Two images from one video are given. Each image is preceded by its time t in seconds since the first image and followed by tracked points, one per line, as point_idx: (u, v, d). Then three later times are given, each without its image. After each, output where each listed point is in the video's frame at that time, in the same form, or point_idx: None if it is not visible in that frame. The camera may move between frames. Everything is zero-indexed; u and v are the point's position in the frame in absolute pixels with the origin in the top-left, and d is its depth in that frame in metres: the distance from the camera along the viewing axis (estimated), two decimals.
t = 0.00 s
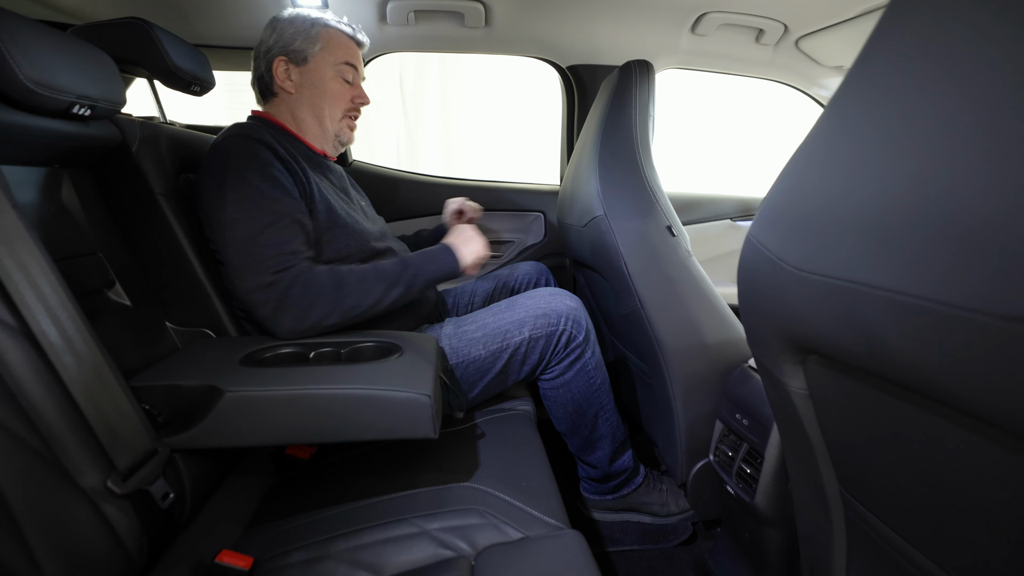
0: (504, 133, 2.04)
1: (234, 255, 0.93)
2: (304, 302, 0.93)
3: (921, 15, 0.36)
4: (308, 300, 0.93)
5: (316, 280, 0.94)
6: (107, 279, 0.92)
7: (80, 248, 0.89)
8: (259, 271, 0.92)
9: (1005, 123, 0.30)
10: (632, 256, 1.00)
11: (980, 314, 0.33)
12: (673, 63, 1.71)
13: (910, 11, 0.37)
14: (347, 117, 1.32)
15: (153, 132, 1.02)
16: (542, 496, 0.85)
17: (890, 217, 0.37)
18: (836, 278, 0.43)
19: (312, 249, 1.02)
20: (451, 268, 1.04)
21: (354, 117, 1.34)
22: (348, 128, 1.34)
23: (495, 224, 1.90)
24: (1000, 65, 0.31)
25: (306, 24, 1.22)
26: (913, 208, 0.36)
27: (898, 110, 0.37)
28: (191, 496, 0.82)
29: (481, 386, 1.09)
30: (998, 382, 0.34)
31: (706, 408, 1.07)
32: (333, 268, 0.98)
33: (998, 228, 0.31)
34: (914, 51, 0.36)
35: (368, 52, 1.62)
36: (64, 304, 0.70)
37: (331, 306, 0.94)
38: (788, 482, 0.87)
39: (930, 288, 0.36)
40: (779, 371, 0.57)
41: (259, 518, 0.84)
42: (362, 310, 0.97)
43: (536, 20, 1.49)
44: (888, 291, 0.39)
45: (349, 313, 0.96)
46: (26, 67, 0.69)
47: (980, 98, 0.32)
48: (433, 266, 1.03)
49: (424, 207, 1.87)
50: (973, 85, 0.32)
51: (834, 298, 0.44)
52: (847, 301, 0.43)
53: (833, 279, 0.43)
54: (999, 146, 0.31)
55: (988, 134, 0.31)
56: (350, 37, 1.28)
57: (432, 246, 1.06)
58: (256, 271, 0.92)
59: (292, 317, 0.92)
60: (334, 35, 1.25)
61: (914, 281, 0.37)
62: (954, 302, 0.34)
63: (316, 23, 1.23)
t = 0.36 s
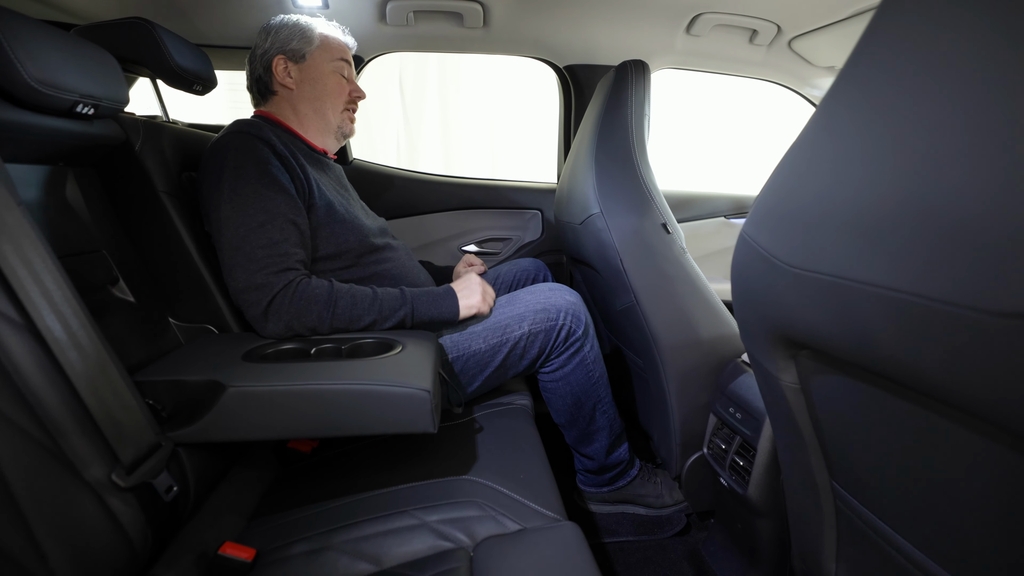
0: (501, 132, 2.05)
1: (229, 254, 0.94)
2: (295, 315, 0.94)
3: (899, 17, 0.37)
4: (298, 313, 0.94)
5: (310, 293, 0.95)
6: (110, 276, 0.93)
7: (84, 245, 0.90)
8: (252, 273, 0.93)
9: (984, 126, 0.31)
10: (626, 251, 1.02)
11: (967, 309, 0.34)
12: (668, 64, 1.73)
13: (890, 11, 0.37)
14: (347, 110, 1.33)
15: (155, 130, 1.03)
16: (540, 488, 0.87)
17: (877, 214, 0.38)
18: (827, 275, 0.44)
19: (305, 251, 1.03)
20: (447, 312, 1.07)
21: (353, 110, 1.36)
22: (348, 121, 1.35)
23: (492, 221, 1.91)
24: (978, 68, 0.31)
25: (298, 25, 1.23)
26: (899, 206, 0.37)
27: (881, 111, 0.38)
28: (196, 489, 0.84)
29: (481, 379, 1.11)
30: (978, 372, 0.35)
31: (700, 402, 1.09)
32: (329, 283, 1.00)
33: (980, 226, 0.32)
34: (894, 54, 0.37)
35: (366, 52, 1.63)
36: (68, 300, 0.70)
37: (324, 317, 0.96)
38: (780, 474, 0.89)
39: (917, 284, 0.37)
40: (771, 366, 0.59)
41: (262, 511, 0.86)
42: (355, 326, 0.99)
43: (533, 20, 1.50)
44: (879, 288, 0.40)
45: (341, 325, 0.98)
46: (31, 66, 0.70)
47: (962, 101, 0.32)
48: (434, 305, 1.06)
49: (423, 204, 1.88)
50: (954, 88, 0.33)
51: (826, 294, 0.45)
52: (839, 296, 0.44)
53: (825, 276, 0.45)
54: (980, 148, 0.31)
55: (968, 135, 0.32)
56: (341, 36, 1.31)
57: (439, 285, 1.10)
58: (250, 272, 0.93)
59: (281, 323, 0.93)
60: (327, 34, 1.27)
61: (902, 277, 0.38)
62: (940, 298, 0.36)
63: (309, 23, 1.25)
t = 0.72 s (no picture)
0: (498, 132, 2.05)
1: (222, 260, 0.94)
2: (292, 317, 0.93)
3: (892, 19, 0.37)
4: (295, 314, 0.93)
5: (307, 295, 0.95)
6: (105, 276, 0.92)
7: (79, 245, 0.90)
8: (246, 277, 0.93)
9: (977, 130, 0.31)
10: (622, 252, 1.02)
11: (960, 310, 0.34)
12: (664, 65, 1.73)
13: (884, 13, 0.38)
14: (332, 96, 1.31)
15: (151, 131, 1.03)
16: (537, 490, 0.87)
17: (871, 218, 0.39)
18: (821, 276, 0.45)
19: (298, 253, 1.03)
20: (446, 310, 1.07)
21: (339, 95, 1.33)
22: (337, 107, 1.34)
23: (489, 222, 1.91)
24: (973, 71, 0.32)
25: (257, 24, 1.22)
26: (892, 210, 0.37)
27: (874, 114, 0.38)
28: (191, 490, 0.83)
29: (476, 378, 1.10)
30: (970, 370, 0.36)
31: (696, 403, 1.09)
32: (327, 285, 0.99)
33: (972, 229, 0.32)
34: (889, 56, 0.37)
35: (362, 52, 1.63)
36: (62, 301, 0.70)
37: (321, 319, 0.95)
38: (776, 474, 0.89)
39: (910, 284, 0.37)
40: (767, 366, 0.59)
41: (258, 512, 0.86)
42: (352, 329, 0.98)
43: (529, 20, 1.50)
44: (872, 289, 0.40)
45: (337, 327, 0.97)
46: (25, 66, 0.70)
47: (955, 105, 0.33)
48: (431, 306, 1.06)
49: (419, 204, 1.87)
50: (948, 91, 0.33)
51: (820, 294, 0.46)
52: (833, 297, 0.45)
53: (819, 277, 0.45)
54: (973, 151, 0.32)
55: (961, 139, 0.32)
56: (303, 20, 1.27)
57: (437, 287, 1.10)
58: (243, 277, 0.93)
59: (275, 326, 0.92)
60: (288, 24, 1.24)
61: (896, 279, 0.38)
62: (931, 297, 0.36)
63: (267, 19, 1.22)
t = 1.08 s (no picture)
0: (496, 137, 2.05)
1: (220, 268, 0.94)
2: (293, 321, 0.93)
3: (889, 25, 0.37)
4: (295, 320, 0.94)
5: (309, 300, 0.95)
6: (102, 282, 0.93)
7: (75, 251, 0.90)
8: (248, 282, 0.93)
9: (976, 135, 0.31)
10: (620, 258, 1.02)
11: (958, 316, 0.34)
12: (661, 70, 1.73)
13: (880, 19, 0.38)
14: (308, 94, 1.30)
15: (149, 136, 1.03)
16: (534, 497, 0.87)
17: (869, 224, 0.39)
18: (818, 282, 0.44)
19: (296, 257, 1.03)
20: (447, 320, 1.08)
21: (314, 91, 1.32)
22: (315, 105, 1.32)
23: (487, 227, 1.91)
24: (971, 76, 0.32)
25: (217, 29, 1.19)
26: (890, 216, 0.37)
27: (872, 119, 0.38)
28: (186, 498, 0.83)
29: (476, 388, 1.10)
30: (967, 377, 0.36)
31: (695, 408, 1.09)
32: (330, 291, 0.99)
33: (971, 235, 0.32)
34: (886, 62, 0.37)
35: (361, 57, 1.64)
36: (58, 307, 0.70)
37: (323, 324, 0.96)
38: (774, 480, 0.89)
39: (907, 291, 0.37)
40: (764, 372, 0.59)
41: (254, 520, 0.85)
42: (354, 336, 0.99)
43: (526, 26, 1.50)
44: (870, 295, 0.40)
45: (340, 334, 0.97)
46: (23, 72, 0.70)
47: (953, 111, 0.32)
48: (432, 314, 1.06)
49: (417, 210, 1.87)
50: (946, 96, 0.33)
51: (816, 300, 0.46)
52: (830, 303, 0.44)
53: (816, 283, 0.45)
54: (971, 156, 0.32)
55: (959, 145, 0.32)
56: (263, 17, 1.23)
57: (437, 299, 1.10)
58: (243, 282, 0.93)
59: (277, 330, 0.93)
60: (249, 26, 1.21)
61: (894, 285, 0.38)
62: (929, 303, 0.36)
63: (226, 23, 1.19)
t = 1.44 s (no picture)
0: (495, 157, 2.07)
1: (213, 284, 0.94)
2: (289, 337, 0.94)
3: (881, 48, 0.38)
4: (290, 337, 0.94)
5: (303, 317, 0.95)
6: (101, 301, 0.93)
7: (75, 270, 0.90)
8: (240, 299, 0.93)
9: (972, 158, 0.32)
10: (619, 276, 1.03)
11: (958, 337, 0.34)
12: (658, 91, 1.76)
13: (873, 43, 0.38)
14: (309, 118, 1.32)
15: (151, 156, 1.04)
16: (533, 519, 0.85)
17: (865, 244, 0.39)
18: (818, 301, 0.44)
19: (290, 274, 1.03)
20: (443, 337, 1.07)
21: (316, 115, 1.34)
22: (315, 129, 1.34)
23: (486, 245, 1.92)
24: (964, 100, 0.32)
25: (225, 48, 1.21)
26: (888, 235, 0.37)
27: (868, 140, 0.38)
28: (181, 521, 0.82)
29: (474, 408, 1.10)
30: (967, 397, 0.35)
31: (695, 428, 1.08)
32: (323, 309, 0.99)
33: (966, 257, 0.32)
34: (879, 85, 0.38)
35: (363, 79, 1.66)
36: (56, 327, 0.69)
37: (318, 341, 0.95)
38: (777, 501, 0.87)
39: (907, 311, 0.37)
40: (765, 392, 0.58)
41: (250, 542, 0.83)
42: (350, 352, 0.98)
43: (526, 49, 1.53)
44: (869, 315, 0.40)
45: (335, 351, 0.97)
46: (29, 95, 0.71)
47: (948, 134, 0.33)
48: (428, 331, 1.06)
49: (417, 228, 1.88)
50: (938, 120, 0.33)
51: (816, 320, 0.46)
52: (830, 322, 0.44)
53: (815, 302, 0.45)
54: (966, 180, 0.32)
55: (954, 168, 0.33)
56: (271, 40, 1.26)
57: (432, 316, 1.10)
58: (236, 299, 0.93)
59: (274, 346, 0.93)
60: (257, 48, 1.23)
61: (891, 305, 0.38)
62: (929, 324, 0.36)
63: (235, 43, 1.21)
